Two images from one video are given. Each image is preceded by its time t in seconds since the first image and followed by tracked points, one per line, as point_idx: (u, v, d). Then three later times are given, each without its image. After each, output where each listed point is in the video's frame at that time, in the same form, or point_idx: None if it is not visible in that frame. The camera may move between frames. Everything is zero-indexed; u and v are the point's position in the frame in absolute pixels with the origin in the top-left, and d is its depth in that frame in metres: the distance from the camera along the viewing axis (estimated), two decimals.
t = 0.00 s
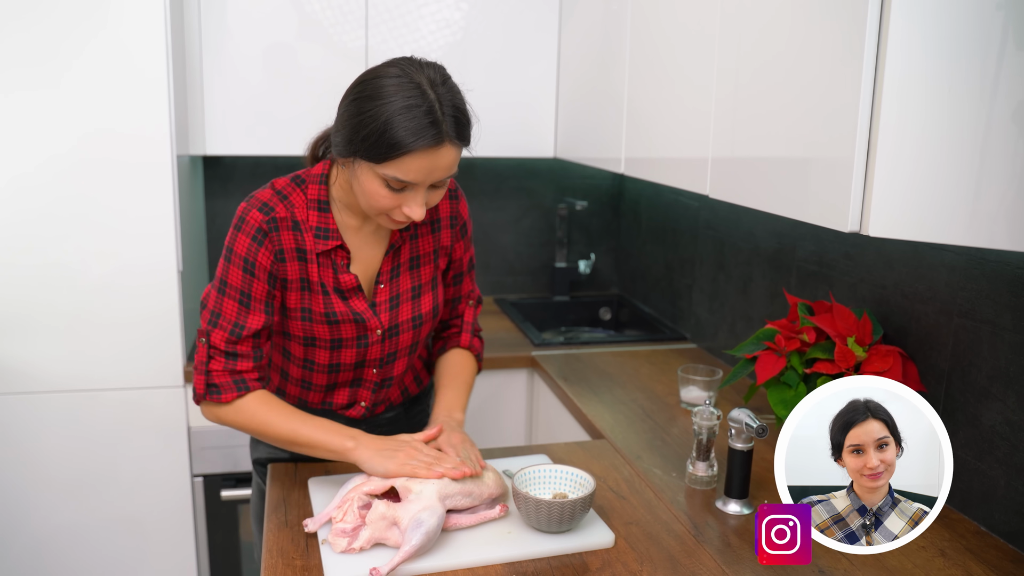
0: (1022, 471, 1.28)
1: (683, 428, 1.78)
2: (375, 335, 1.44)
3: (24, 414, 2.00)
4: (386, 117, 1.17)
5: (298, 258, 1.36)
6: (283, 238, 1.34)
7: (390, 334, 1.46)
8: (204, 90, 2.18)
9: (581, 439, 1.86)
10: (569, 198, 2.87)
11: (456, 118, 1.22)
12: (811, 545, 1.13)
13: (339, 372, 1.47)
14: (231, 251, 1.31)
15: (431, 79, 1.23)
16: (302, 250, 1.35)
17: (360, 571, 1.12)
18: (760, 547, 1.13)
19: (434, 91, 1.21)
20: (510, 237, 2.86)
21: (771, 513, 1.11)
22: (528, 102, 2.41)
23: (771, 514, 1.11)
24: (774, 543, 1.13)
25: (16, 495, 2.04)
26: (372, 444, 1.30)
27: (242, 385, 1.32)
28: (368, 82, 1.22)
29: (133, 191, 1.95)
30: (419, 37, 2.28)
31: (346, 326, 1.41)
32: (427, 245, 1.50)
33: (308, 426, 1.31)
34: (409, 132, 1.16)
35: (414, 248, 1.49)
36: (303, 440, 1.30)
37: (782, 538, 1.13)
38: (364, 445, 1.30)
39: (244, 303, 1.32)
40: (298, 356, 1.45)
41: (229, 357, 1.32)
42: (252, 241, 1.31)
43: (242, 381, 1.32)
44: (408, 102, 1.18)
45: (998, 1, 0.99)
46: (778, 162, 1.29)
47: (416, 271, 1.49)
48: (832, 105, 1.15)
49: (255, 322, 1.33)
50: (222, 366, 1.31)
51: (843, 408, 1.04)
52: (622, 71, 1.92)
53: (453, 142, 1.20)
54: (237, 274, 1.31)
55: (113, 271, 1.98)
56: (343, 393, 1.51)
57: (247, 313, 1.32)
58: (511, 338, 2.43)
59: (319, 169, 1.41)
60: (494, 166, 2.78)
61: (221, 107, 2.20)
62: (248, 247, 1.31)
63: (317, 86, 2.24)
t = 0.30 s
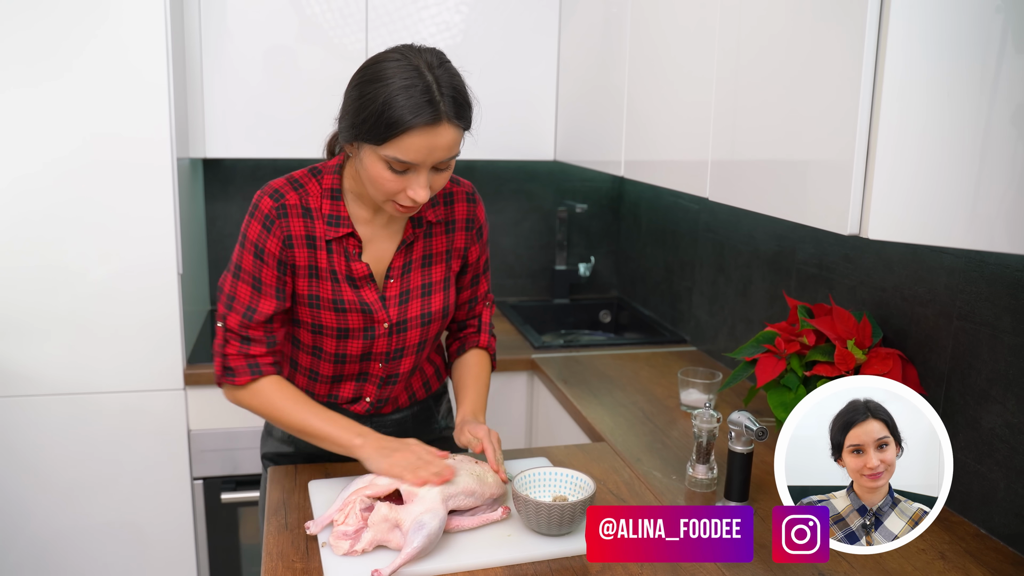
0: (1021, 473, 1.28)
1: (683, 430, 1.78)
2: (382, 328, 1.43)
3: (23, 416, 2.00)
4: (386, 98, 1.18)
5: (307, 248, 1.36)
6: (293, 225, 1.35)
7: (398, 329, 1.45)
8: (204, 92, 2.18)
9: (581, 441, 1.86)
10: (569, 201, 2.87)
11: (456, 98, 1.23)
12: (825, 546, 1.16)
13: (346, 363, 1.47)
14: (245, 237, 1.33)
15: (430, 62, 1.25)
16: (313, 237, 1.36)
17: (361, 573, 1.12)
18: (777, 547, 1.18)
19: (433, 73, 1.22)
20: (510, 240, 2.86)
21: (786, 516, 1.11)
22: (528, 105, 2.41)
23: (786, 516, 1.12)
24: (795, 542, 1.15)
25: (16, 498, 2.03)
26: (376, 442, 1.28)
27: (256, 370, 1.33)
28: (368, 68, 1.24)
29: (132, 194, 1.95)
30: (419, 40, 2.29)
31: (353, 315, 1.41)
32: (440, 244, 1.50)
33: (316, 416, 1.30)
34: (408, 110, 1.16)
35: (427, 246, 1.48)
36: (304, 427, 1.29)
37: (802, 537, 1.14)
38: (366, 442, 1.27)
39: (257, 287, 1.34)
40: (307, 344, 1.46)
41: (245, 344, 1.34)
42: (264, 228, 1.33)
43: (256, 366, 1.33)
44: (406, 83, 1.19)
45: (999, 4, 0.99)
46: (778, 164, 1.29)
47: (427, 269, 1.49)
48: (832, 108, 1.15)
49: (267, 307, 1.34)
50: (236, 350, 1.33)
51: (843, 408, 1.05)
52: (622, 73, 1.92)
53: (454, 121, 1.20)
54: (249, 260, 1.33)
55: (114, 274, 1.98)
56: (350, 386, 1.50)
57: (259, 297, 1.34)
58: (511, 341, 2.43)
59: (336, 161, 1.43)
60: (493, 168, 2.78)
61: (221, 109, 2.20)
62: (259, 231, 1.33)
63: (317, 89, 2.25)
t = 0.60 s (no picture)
0: (1022, 476, 1.28)
1: (682, 433, 1.78)
2: (405, 322, 1.48)
3: (23, 419, 2.00)
4: (393, 90, 1.21)
5: (335, 242, 1.42)
6: (322, 219, 1.41)
7: (421, 324, 1.49)
8: (204, 95, 2.18)
9: (581, 445, 1.86)
10: (568, 204, 2.88)
11: (464, 88, 1.24)
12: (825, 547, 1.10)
13: (371, 354, 1.52)
14: (277, 231, 1.40)
15: (437, 54, 1.27)
16: (340, 232, 1.42)
17: None
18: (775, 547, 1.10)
19: (439, 65, 1.24)
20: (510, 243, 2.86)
21: (786, 516, 1.07)
22: (527, 108, 2.42)
23: (789, 514, 1.06)
24: (795, 543, 1.09)
25: (15, 501, 2.03)
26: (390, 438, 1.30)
27: (285, 358, 1.40)
28: (380, 67, 1.27)
29: (133, 196, 1.96)
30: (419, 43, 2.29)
31: (377, 307, 1.46)
32: (470, 242, 1.51)
33: (336, 407, 1.34)
34: (411, 98, 1.19)
35: (456, 244, 1.50)
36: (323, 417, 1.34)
37: (802, 538, 1.08)
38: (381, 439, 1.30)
39: (289, 279, 1.41)
40: (336, 335, 1.52)
41: (275, 331, 1.41)
42: (293, 221, 1.40)
43: (285, 353, 1.40)
44: (413, 75, 1.22)
45: (998, 6, 1.00)
46: (778, 167, 1.29)
47: (455, 266, 1.50)
48: (830, 111, 1.15)
49: (297, 297, 1.41)
50: (268, 338, 1.40)
51: (843, 408, 1.04)
52: (621, 76, 1.92)
53: (460, 108, 1.21)
54: (280, 250, 1.40)
55: (114, 276, 1.98)
56: (375, 376, 1.55)
57: (290, 287, 1.41)
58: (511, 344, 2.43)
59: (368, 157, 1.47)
60: (493, 172, 2.78)
61: (221, 111, 2.20)
62: (289, 224, 1.40)
63: (317, 92, 2.25)
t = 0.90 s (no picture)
0: (1021, 478, 1.28)
1: (682, 436, 1.78)
2: (432, 313, 1.48)
3: (22, 424, 2.00)
4: (409, 83, 1.23)
5: (371, 230, 1.46)
6: (360, 208, 1.45)
7: (449, 317, 1.49)
8: (203, 98, 2.19)
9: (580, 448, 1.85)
10: (568, 207, 2.88)
11: (479, 72, 1.25)
12: (825, 545, 1.15)
13: (401, 344, 1.53)
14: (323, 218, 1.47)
15: (449, 45, 1.28)
16: (376, 220, 1.46)
17: None
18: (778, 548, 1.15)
19: (451, 54, 1.25)
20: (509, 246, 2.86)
21: (786, 516, 1.10)
22: (525, 111, 2.42)
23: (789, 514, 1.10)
24: (795, 542, 1.13)
25: (14, 505, 2.03)
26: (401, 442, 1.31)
27: (317, 340, 1.43)
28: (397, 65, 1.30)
29: (132, 200, 1.96)
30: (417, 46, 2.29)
31: (404, 297, 1.48)
32: (502, 239, 1.49)
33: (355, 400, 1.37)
34: (424, 87, 1.21)
35: (489, 240, 1.49)
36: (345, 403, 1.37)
37: (802, 538, 1.12)
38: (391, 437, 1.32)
39: (328, 263, 1.45)
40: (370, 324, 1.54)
41: (312, 315, 1.44)
42: (335, 209, 1.45)
43: (318, 336, 1.43)
44: (425, 65, 1.23)
45: (996, 8, 1.01)
46: (775, 169, 1.29)
47: (486, 262, 1.49)
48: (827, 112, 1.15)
49: (334, 281, 1.45)
50: (303, 320, 1.44)
51: (843, 408, 1.05)
52: (620, 79, 1.92)
53: (475, 91, 1.21)
54: (322, 236, 1.46)
55: (113, 280, 1.98)
56: (407, 367, 1.56)
57: (330, 271, 1.45)
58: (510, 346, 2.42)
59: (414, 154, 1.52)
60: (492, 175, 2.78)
61: (220, 115, 2.21)
62: (331, 212, 1.45)
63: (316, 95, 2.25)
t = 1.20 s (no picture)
0: (1009, 476, 1.27)
1: (671, 436, 1.77)
2: (447, 310, 1.46)
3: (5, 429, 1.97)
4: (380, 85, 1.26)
5: (391, 230, 1.47)
6: (381, 208, 1.47)
7: (464, 314, 1.46)
8: (188, 99, 2.17)
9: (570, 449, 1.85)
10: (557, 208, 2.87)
11: (446, 65, 1.24)
12: (825, 546, 1.13)
13: (415, 341, 1.52)
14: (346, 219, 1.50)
15: (424, 42, 1.29)
16: (395, 219, 1.47)
17: None
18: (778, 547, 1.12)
19: (421, 49, 1.26)
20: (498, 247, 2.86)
21: (786, 516, 1.08)
22: (513, 111, 2.41)
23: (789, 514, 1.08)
24: (795, 542, 1.12)
25: None
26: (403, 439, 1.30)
27: (335, 339, 1.44)
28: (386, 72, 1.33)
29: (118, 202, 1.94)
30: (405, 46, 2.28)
31: (420, 294, 1.47)
32: (519, 238, 1.47)
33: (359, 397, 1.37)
34: (389, 88, 1.23)
35: (506, 239, 1.47)
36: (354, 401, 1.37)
37: (802, 538, 1.10)
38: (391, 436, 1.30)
39: (349, 263, 1.47)
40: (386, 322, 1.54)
41: (333, 314, 1.46)
42: (356, 210, 1.48)
43: (336, 335, 1.44)
44: (393, 65, 1.25)
45: (984, 7, 1.01)
46: (762, 167, 1.29)
47: (502, 261, 1.47)
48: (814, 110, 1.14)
49: (354, 280, 1.46)
50: (323, 319, 1.46)
51: (843, 408, 1.03)
52: (607, 78, 1.92)
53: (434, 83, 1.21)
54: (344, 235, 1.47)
55: (98, 283, 1.96)
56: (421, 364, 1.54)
57: (349, 270, 1.47)
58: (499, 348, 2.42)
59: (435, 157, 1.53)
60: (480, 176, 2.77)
61: (206, 116, 2.19)
62: (353, 212, 1.47)
63: (303, 96, 2.24)
